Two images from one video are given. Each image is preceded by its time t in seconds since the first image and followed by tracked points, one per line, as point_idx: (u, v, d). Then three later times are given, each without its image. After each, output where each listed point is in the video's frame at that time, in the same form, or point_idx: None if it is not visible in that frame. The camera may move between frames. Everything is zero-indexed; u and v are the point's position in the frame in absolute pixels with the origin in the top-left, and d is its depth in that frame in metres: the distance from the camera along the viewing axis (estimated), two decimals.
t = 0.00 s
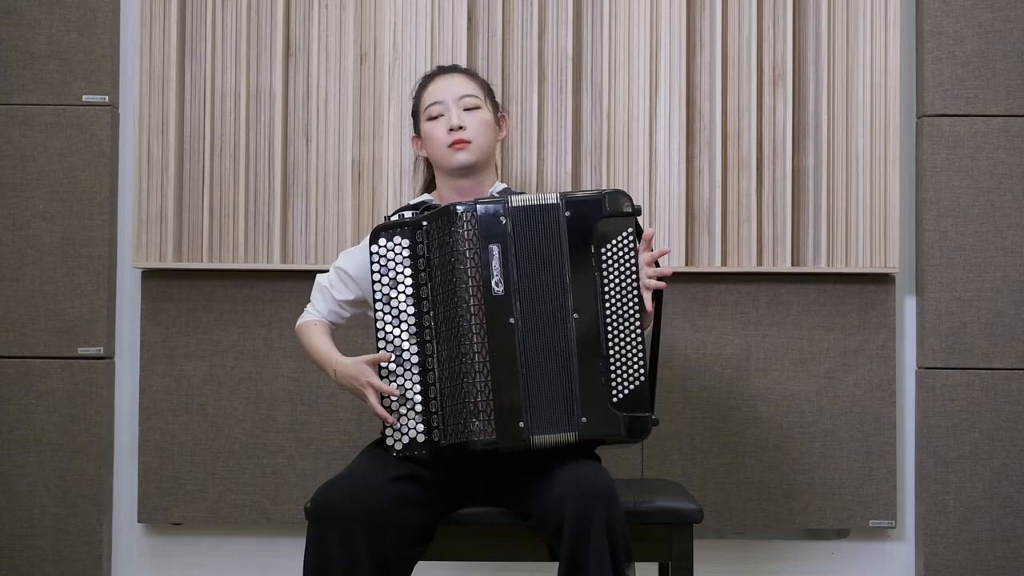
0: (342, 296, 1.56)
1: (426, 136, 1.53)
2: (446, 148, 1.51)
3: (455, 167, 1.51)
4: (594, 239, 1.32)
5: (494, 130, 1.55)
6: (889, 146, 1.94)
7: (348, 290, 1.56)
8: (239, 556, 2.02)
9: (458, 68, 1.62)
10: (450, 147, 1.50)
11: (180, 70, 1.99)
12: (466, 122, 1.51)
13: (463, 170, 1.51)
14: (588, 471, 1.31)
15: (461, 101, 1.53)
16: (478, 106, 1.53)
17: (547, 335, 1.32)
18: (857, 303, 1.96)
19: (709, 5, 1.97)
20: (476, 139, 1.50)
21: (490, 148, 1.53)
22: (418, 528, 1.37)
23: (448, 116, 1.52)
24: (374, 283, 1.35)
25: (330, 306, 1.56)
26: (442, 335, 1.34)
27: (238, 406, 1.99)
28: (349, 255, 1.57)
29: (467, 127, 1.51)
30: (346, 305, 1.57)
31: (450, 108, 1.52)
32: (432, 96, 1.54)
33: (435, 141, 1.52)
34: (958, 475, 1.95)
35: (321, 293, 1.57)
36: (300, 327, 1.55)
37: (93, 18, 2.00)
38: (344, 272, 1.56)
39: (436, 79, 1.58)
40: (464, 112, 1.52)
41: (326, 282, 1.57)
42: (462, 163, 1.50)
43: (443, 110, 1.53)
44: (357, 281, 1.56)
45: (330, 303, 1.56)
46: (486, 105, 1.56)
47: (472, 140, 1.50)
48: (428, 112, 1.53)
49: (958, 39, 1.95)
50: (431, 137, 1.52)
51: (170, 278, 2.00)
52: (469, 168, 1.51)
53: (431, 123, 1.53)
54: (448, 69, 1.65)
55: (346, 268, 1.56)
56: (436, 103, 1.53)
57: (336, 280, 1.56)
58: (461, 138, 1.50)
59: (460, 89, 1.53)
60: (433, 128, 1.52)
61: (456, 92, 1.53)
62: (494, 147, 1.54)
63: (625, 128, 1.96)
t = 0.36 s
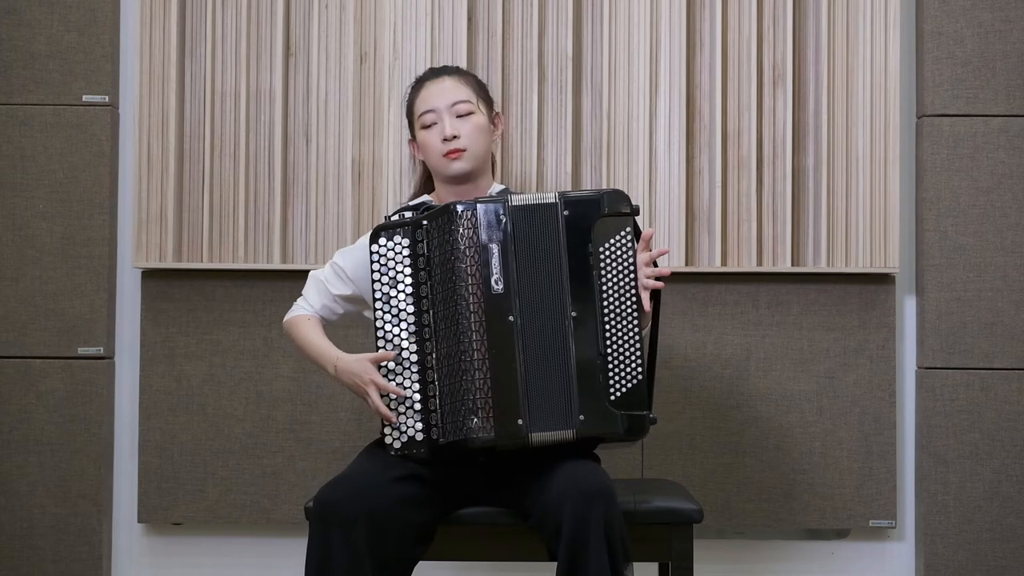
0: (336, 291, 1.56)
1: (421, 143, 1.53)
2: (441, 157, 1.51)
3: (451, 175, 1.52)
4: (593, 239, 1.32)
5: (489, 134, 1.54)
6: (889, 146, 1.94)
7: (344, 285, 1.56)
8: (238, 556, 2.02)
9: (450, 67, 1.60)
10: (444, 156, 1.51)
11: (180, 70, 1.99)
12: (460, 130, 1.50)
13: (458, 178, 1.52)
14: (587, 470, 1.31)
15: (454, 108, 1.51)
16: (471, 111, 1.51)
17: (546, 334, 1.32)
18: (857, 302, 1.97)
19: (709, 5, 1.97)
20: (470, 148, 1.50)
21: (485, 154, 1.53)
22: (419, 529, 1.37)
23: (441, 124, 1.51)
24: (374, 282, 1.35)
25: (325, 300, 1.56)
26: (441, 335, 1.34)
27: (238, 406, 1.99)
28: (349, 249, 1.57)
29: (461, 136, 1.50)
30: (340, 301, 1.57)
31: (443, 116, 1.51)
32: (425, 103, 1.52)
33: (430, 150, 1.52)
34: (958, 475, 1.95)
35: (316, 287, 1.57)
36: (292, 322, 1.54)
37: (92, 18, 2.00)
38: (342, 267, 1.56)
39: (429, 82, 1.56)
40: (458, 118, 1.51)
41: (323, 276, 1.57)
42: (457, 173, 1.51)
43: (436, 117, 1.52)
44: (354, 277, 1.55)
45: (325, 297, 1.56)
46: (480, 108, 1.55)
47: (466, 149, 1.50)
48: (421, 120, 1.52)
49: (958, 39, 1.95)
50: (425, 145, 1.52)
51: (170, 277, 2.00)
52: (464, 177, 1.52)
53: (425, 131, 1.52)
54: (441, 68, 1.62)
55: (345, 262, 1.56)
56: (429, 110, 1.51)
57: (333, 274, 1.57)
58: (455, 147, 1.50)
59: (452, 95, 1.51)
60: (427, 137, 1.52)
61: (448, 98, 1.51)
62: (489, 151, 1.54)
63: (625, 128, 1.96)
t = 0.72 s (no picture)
0: (333, 289, 1.56)
1: (413, 153, 1.53)
2: (433, 168, 1.51)
3: (445, 185, 1.52)
4: (591, 238, 1.32)
5: (480, 139, 1.53)
6: (889, 146, 1.94)
7: (341, 284, 1.56)
8: (238, 556, 2.02)
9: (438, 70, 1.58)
10: (437, 167, 1.51)
11: (180, 70, 1.99)
12: (450, 142, 1.50)
13: (453, 188, 1.53)
14: (586, 471, 1.31)
15: (443, 117, 1.50)
16: (460, 120, 1.51)
17: (545, 333, 1.32)
18: (857, 302, 1.97)
19: (708, 5, 1.97)
20: (461, 158, 1.50)
21: (477, 161, 1.53)
22: (419, 529, 1.36)
23: (431, 135, 1.50)
24: (373, 283, 1.35)
25: (322, 298, 1.56)
26: (440, 334, 1.34)
27: (238, 406, 1.99)
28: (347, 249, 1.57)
29: (452, 146, 1.50)
30: (335, 299, 1.57)
31: (432, 126, 1.50)
32: (414, 114, 1.52)
33: (422, 160, 1.52)
34: (958, 475, 1.95)
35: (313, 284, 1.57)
36: (287, 318, 1.53)
37: (92, 18, 2.00)
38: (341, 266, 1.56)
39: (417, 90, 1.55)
40: (447, 128, 1.50)
41: (321, 274, 1.57)
42: (451, 183, 1.52)
43: (426, 127, 1.51)
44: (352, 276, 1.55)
45: (322, 295, 1.56)
46: (470, 114, 1.53)
47: (458, 159, 1.50)
48: (411, 130, 1.52)
49: (958, 39, 1.95)
50: (417, 156, 1.52)
51: (170, 277, 2.00)
52: (459, 186, 1.53)
53: (416, 142, 1.52)
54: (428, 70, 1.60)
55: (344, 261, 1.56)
56: (419, 121, 1.51)
57: (332, 272, 1.57)
58: (447, 158, 1.50)
59: (440, 104, 1.50)
60: (418, 148, 1.52)
61: (437, 108, 1.50)
62: (481, 157, 1.54)
63: (625, 128, 1.96)
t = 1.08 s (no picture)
0: (331, 291, 1.55)
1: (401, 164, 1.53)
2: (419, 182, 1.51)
3: (433, 197, 1.52)
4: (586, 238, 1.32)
5: (465, 150, 1.51)
6: (889, 146, 1.94)
7: (339, 287, 1.56)
8: (239, 556, 2.02)
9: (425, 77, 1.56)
10: (423, 181, 1.50)
11: (180, 70, 1.99)
12: (433, 155, 1.49)
13: (440, 200, 1.53)
14: (586, 471, 1.31)
15: (428, 131, 1.49)
16: (444, 134, 1.49)
17: (541, 333, 1.32)
18: (857, 302, 1.97)
19: (709, 5, 1.97)
20: (446, 171, 1.49)
21: (464, 173, 1.52)
22: (419, 529, 1.36)
23: (416, 149, 1.49)
24: (370, 284, 1.35)
25: (318, 300, 1.55)
26: (438, 335, 1.34)
27: (238, 406, 1.99)
28: (344, 252, 1.57)
29: (436, 161, 1.49)
30: (331, 301, 1.56)
31: (417, 140, 1.49)
32: (399, 127, 1.51)
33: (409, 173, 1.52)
34: (958, 474, 1.95)
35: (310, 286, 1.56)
36: (283, 319, 1.52)
37: (92, 18, 2.00)
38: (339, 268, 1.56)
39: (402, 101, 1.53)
40: (432, 142, 1.49)
41: (318, 275, 1.57)
42: (438, 196, 1.52)
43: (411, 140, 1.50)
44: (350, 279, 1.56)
45: (319, 296, 1.56)
46: (454, 124, 1.51)
47: (443, 173, 1.49)
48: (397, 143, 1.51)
49: (958, 39, 1.95)
50: (405, 168, 1.52)
51: (171, 277, 2.00)
52: (446, 198, 1.53)
53: (403, 154, 1.52)
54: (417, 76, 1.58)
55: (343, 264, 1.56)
56: (404, 134, 1.50)
57: (329, 274, 1.56)
58: (432, 173, 1.49)
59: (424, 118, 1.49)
60: (405, 161, 1.51)
61: (420, 122, 1.49)
62: (469, 168, 1.53)
63: (625, 128, 1.96)
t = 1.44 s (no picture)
0: (329, 292, 1.55)
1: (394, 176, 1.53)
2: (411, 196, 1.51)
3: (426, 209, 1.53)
4: (585, 237, 1.32)
5: (455, 164, 1.50)
6: (889, 145, 1.94)
7: (337, 288, 1.56)
8: (239, 556, 2.02)
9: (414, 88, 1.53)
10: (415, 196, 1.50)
11: (180, 70, 1.99)
12: (423, 171, 1.48)
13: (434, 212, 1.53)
14: (586, 471, 1.31)
15: (416, 147, 1.47)
16: (432, 149, 1.48)
17: (541, 332, 1.32)
18: (857, 302, 1.97)
19: (709, 5, 1.97)
20: (436, 186, 1.49)
21: (455, 186, 1.51)
22: (419, 529, 1.36)
23: (406, 164, 1.49)
24: (370, 285, 1.35)
25: (316, 302, 1.55)
26: (438, 335, 1.34)
27: (238, 407, 1.99)
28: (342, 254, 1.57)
29: (425, 177, 1.48)
30: (329, 302, 1.56)
31: (406, 155, 1.48)
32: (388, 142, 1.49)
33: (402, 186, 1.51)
34: (958, 474, 1.95)
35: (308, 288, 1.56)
36: (281, 320, 1.52)
37: (92, 18, 2.00)
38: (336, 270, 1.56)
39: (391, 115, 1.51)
40: (421, 157, 1.48)
41: (316, 277, 1.57)
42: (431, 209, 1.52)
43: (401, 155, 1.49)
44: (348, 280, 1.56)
45: (317, 298, 1.56)
46: (443, 137, 1.50)
47: (434, 187, 1.49)
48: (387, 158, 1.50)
49: (958, 39, 1.95)
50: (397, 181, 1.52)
51: (170, 277, 2.00)
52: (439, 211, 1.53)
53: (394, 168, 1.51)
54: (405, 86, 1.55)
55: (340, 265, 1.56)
56: (393, 150, 1.49)
57: (326, 276, 1.56)
58: (422, 188, 1.49)
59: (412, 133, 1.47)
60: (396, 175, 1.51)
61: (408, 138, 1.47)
62: (461, 180, 1.52)
63: (625, 128, 1.96)
